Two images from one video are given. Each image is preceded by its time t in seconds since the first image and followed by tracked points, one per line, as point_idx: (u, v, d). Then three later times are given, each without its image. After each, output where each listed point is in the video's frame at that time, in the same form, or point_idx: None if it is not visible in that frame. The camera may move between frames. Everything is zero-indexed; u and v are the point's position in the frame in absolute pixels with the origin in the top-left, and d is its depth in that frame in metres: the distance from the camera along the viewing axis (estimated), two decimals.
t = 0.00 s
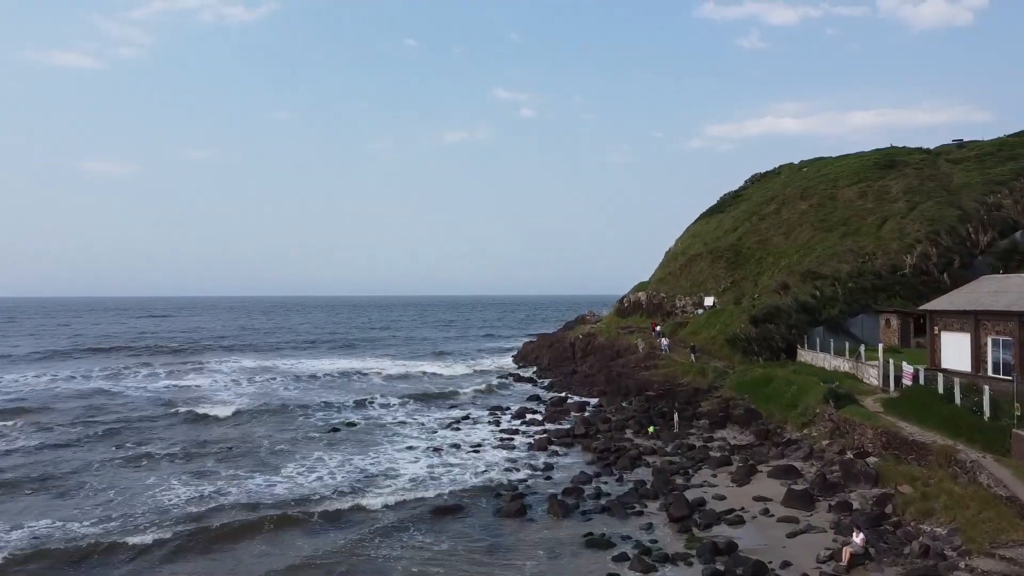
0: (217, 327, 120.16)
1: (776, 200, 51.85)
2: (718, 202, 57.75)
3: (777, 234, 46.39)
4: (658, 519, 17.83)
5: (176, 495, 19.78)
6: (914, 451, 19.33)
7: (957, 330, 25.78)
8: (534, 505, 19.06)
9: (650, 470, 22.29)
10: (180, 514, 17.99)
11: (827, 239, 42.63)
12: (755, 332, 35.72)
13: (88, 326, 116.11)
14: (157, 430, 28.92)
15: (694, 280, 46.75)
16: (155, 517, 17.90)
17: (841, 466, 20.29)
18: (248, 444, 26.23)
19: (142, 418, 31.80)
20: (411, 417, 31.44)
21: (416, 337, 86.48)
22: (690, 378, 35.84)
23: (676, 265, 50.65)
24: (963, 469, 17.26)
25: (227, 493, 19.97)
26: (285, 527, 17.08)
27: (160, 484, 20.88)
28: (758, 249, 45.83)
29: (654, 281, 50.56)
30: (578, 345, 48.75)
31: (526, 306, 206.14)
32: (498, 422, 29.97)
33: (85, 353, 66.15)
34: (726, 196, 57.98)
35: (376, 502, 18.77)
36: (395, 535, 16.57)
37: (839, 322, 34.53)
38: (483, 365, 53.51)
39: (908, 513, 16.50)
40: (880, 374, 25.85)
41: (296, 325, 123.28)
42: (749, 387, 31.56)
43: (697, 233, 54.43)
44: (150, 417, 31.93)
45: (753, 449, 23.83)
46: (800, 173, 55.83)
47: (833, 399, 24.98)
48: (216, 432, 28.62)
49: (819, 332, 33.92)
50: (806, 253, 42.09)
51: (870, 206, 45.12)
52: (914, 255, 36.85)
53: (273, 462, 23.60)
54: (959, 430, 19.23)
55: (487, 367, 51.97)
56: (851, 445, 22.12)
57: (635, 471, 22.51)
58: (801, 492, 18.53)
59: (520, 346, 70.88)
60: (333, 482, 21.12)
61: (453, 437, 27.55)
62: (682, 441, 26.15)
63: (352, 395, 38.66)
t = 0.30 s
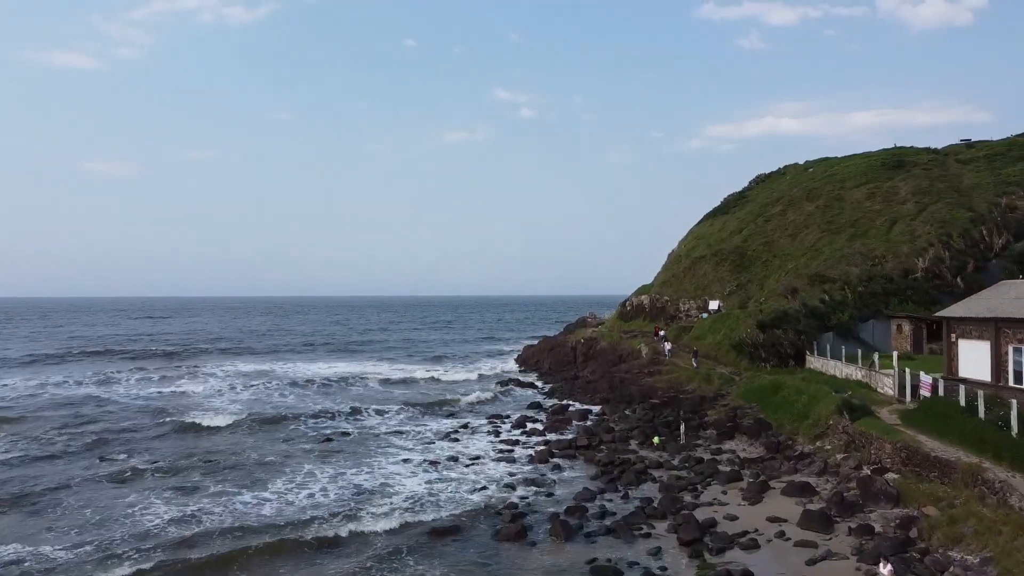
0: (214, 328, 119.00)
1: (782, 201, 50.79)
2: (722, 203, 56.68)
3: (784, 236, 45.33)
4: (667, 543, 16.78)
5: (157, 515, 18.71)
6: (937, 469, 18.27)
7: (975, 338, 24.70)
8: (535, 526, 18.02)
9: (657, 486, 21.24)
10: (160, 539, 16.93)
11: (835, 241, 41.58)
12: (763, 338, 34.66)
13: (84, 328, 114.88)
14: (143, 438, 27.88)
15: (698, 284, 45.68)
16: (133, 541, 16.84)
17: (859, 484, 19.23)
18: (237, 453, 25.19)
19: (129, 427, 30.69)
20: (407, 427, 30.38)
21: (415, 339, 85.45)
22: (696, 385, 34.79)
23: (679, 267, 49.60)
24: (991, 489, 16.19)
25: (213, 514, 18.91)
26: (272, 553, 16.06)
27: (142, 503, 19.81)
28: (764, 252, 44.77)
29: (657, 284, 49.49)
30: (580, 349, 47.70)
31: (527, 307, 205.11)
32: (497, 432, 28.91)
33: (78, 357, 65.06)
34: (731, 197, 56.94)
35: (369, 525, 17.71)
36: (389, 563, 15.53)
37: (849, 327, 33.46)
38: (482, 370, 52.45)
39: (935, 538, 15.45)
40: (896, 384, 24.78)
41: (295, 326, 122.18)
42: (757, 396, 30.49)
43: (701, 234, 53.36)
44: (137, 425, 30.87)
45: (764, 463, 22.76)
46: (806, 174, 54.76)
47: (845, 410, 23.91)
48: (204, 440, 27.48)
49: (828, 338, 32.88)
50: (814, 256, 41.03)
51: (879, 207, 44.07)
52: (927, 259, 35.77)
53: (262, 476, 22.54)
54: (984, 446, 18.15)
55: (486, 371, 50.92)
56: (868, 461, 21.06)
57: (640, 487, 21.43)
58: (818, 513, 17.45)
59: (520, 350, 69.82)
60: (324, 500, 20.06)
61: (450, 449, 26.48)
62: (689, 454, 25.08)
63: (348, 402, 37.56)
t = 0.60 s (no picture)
0: (212, 330, 117.89)
1: (788, 202, 49.74)
2: (726, 204, 55.65)
3: (790, 239, 44.30)
4: (678, 570, 15.74)
5: (137, 538, 17.70)
6: (962, 489, 17.21)
7: (996, 347, 23.65)
8: (536, 550, 16.98)
9: (664, 504, 20.21)
10: (138, 568, 15.90)
11: (843, 244, 40.57)
12: (771, 344, 33.63)
13: (81, 331, 113.88)
14: (129, 449, 26.86)
15: (703, 287, 44.65)
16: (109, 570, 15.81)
17: (879, 504, 18.18)
18: (225, 466, 24.18)
19: (116, 437, 29.63)
20: (403, 437, 29.32)
21: (413, 342, 84.43)
22: (701, 393, 33.75)
23: (683, 270, 48.56)
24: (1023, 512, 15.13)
25: (196, 537, 17.89)
26: None
27: (121, 524, 18.79)
28: (770, 255, 43.74)
29: (660, 288, 48.46)
30: (581, 355, 46.68)
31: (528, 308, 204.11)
32: (496, 443, 27.88)
33: (71, 361, 64.06)
34: (735, 198, 55.89)
35: (360, 550, 16.68)
36: None
37: (860, 334, 32.40)
38: (482, 375, 51.40)
39: (965, 567, 14.41)
40: (913, 395, 23.72)
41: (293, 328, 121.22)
42: (765, 405, 29.48)
43: (705, 237, 52.34)
44: (124, 435, 29.84)
45: (776, 479, 21.73)
46: (811, 174, 53.74)
47: (860, 421, 22.88)
48: (192, 451, 26.46)
49: (839, 345, 31.85)
50: (822, 259, 40.00)
51: (888, 209, 43.05)
52: (939, 262, 34.76)
53: (250, 493, 21.50)
54: (1012, 464, 17.10)
55: (485, 376, 49.85)
56: (886, 478, 20.03)
57: (647, 505, 20.39)
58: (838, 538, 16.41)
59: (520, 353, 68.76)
60: (314, 521, 19.04)
61: (448, 462, 25.45)
62: (697, 467, 24.04)
63: (343, 409, 36.51)
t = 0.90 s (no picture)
0: (209, 332, 116.76)
1: (793, 204, 48.73)
2: (730, 206, 54.62)
3: (797, 242, 43.30)
4: None
5: (115, 564, 16.68)
6: (992, 512, 16.19)
7: (1017, 356, 22.63)
8: None
9: (673, 525, 19.19)
10: None
11: (852, 247, 39.57)
12: (779, 351, 32.60)
13: (77, 334, 112.40)
14: (114, 462, 25.90)
15: (707, 291, 43.63)
16: None
17: (901, 526, 17.18)
18: (213, 482, 23.19)
19: (101, 449, 28.59)
20: (399, 448, 28.33)
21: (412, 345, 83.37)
22: (707, 401, 32.73)
23: (687, 273, 47.53)
24: None
25: (178, 562, 16.87)
26: None
27: (100, 547, 17.79)
28: (776, 258, 42.73)
29: (663, 291, 47.44)
30: (583, 360, 45.66)
31: (528, 309, 202.99)
32: (496, 455, 26.87)
33: (64, 366, 62.96)
34: (739, 199, 54.90)
35: None
36: None
37: (872, 340, 31.39)
38: (481, 380, 50.36)
39: None
40: (931, 408, 22.65)
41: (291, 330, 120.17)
42: (774, 415, 28.47)
43: (709, 239, 51.33)
44: (111, 447, 28.84)
45: (789, 497, 20.70)
46: (817, 176, 52.73)
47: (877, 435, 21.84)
48: (179, 464, 25.44)
49: (850, 352, 30.83)
50: (830, 262, 38.99)
51: (897, 211, 42.04)
52: (952, 267, 33.78)
53: (238, 511, 20.48)
54: None
55: (485, 383, 48.81)
56: (906, 496, 19.03)
57: (654, 525, 19.37)
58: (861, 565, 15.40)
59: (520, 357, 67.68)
60: (303, 544, 18.02)
61: (445, 476, 24.42)
62: (705, 483, 23.01)
63: (338, 418, 35.45)
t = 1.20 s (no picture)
0: (207, 333, 115.83)
1: (799, 205, 47.82)
2: (734, 207, 53.67)
3: (803, 244, 42.41)
4: None
5: None
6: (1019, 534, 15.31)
7: None
8: None
9: (681, 544, 18.30)
10: None
11: (860, 250, 38.68)
12: (786, 357, 31.69)
13: (74, 334, 111.45)
14: (100, 474, 25.01)
15: (712, 294, 42.71)
16: None
17: (924, 549, 16.28)
18: (202, 496, 22.32)
19: (88, 459, 27.69)
20: (396, 458, 27.44)
21: (411, 348, 82.47)
22: (713, 409, 31.83)
23: (690, 276, 46.61)
24: None
25: None
26: None
27: (80, 568, 16.93)
28: (782, 260, 41.82)
29: (667, 294, 46.52)
30: (584, 364, 44.77)
31: (528, 310, 202.04)
32: (495, 466, 25.98)
33: (57, 370, 62.01)
34: (743, 201, 54.03)
35: None
36: None
37: (882, 347, 30.49)
38: (481, 385, 49.43)
39: None
40: (947, 420, 21.77)
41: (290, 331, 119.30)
42: (783, 424, 27.55)
43: (713, 241, 50.42)
44: (98, 457, 27.96)
45: (802, 513, 19.79)
46: (823, 176, 51.84)
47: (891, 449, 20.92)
48: (167, 476, 24.55)
49: (860, 359, 29.96)
50: (838, 265, 38.08)
51: (906, 213, 41.14)
52: (965, 271, 32.89)
53: (225, 529, 19.60)
54: None
55: (485, 387, 47.88)
56: (926, 514, 18.13)
57: (661, 544, 18.48)
58: None
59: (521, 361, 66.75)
60: (294, 566, 17.15)
61: (442, 489, 23.52)
62: (713, 498, 22.12)
63: (333, 426, 34.52)
